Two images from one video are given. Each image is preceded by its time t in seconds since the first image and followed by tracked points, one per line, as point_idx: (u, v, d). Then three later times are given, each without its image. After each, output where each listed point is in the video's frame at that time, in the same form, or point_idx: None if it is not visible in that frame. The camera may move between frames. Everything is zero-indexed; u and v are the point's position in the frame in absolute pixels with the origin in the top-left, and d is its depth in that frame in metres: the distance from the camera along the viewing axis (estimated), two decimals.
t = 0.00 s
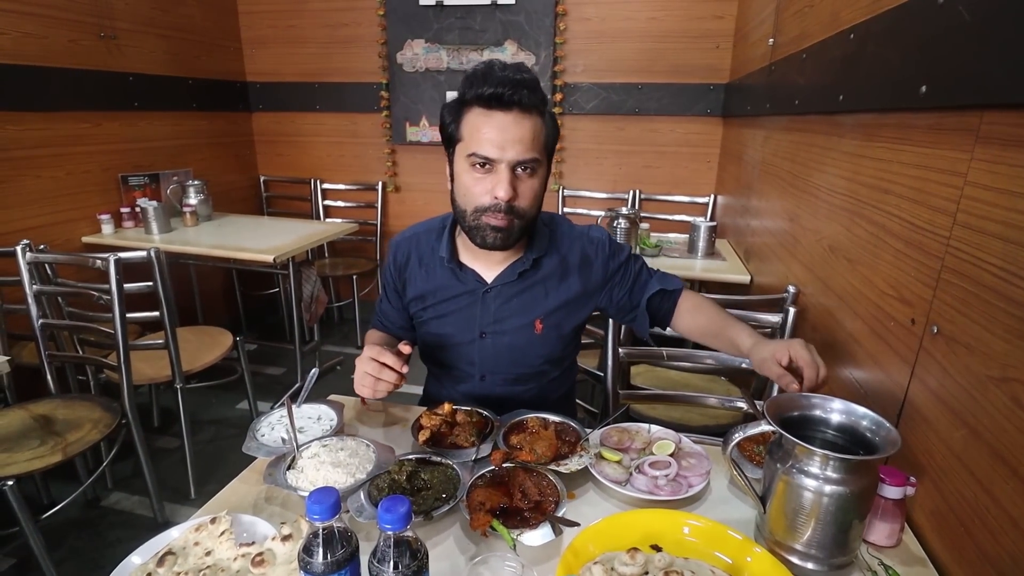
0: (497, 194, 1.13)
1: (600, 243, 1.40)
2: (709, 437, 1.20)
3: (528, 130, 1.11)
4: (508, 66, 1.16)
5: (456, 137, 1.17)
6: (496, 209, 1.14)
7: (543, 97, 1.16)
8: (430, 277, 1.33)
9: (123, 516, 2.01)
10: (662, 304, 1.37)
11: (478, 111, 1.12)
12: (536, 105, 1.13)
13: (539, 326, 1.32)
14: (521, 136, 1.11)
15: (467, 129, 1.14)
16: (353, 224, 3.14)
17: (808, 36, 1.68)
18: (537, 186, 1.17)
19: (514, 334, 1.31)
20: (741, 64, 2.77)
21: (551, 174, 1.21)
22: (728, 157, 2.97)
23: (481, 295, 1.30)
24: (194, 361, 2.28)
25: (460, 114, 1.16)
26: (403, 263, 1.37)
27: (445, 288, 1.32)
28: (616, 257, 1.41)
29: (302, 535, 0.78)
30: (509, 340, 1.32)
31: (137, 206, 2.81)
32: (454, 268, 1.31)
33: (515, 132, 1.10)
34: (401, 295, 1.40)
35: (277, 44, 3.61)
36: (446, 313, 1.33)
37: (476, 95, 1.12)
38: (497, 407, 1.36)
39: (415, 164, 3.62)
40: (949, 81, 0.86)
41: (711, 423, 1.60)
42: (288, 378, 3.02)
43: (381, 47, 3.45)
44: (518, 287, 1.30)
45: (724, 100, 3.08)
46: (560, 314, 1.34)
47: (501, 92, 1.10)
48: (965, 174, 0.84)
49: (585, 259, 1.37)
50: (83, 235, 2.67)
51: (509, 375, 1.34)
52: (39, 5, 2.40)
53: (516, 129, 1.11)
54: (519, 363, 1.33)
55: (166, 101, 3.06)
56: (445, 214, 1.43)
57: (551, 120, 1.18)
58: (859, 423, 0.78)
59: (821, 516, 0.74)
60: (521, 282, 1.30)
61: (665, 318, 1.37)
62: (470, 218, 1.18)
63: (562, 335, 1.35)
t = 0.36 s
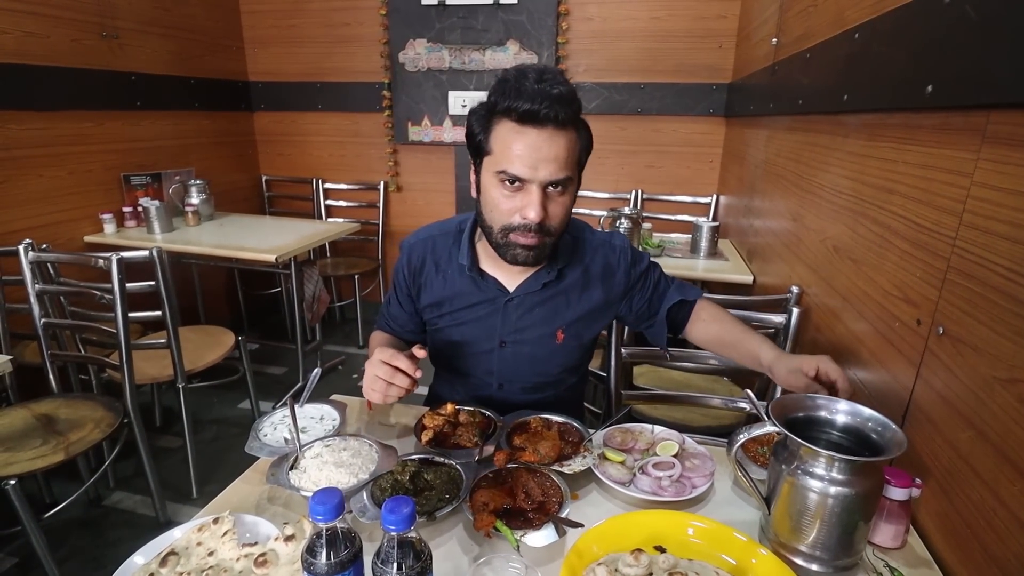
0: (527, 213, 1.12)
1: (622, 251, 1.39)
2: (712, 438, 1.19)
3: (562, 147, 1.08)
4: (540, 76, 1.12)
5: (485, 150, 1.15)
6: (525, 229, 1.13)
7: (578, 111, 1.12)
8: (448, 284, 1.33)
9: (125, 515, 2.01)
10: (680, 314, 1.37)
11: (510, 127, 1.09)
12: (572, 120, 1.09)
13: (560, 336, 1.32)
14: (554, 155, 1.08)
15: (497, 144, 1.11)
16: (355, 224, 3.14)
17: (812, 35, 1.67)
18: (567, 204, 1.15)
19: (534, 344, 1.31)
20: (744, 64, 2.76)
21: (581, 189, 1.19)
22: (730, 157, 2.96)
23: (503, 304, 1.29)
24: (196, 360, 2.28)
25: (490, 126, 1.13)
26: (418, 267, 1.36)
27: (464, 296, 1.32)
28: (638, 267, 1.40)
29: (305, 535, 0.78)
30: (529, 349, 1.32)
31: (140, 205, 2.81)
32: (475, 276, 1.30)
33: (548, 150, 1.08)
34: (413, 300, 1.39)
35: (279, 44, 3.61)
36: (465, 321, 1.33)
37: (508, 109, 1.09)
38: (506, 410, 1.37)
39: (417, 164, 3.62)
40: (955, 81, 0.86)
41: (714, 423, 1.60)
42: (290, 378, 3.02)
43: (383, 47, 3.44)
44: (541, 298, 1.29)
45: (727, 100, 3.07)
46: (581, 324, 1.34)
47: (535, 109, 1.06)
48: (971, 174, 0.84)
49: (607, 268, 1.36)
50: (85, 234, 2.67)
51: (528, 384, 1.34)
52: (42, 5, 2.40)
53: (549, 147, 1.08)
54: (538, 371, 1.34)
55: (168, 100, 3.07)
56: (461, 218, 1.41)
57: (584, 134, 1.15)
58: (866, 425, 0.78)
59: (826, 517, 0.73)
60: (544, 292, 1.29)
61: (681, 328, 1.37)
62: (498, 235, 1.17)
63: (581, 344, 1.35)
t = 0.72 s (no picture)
0: (549, 207, 1.10)
1: (625, 250, 1.38)
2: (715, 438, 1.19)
3: (578, 139, 1.09)
4: (548, 71, 1.13)
5: (499, 147, 1.13)
6: (547, 223, 1.11)
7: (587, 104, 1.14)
8: (452, 282, 1.32)
9: (127, 514, 2.02)
10: (678, 314, 1.35)
11: (526, 122, 1.08)
12: (583, 112, 1.11)
13: (563, 335, 1.31)
14: (572, 147, 1.08)
15: (513, 140, 1.10)
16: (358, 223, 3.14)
17: (817, 33, 1.66)
18: (582, 197, 1.15)
19: (537, 342, 1.31)
20: (747, 63, 2.75)
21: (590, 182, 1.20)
22: (733, 156, 2.95)
23: (507, 302, 1.28)
24: (197, 359, 2.27)
25: (503, 123, 1.12)
26: (420, 265, 1.35)
27: (468, 294, 1.31)
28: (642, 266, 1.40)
29: (306, 536, 0.78)
30: (532, 348, 1.31)
31: (141, 204, 2.81)
32: (479, 274, 1.29)
33: (565, 142, 1.08)
34: (415, 298, 1.37)
35: (281, 42, 3.60)
36: (468, 319, 1.33)
37: (523, 104, 1.09)
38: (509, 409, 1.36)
39: (418, 163, 3.62)
40: (962, 79, 0.85)
41: (717, 423, 1.59)
42: (291, 377, 3.02)
43: (385, 45, 3.44)
44: (545, 296, 1.29)
45: (730, 99, 3.06)
46: (585, 322, 1.33)
47: (552, 101, 1.07)
48: (979, 173, 0.83)
49: (610, 267, 1.36)
50: (86, 232, 2.67)
51: (532, 382, 1.34)
52: (43, 3, 2.40)
53: (567, 139, 1.08)
54: (540, 370, 1.33)
55: (170, 98, 3.06)
56: (464, 215, 1.40)
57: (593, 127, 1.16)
58: (872, 426, 0.77)
59: (831, 519, 0.72)
60: (549, 291, 1.29)
61: (678, 327, 1.35)
62: (516, 233, 1.15)
63: (584, 343, 1.35)
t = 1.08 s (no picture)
0: (562, 213, 1.12)
1: (609, 239, 1.39)
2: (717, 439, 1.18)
3: (580, 145, 1.11)
4: (540, 77, 1.12)
5: (506, 159, 1.10)
6: (561, 227, 1.14)
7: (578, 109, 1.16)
8: (440, 282, 1.32)
9: (128, 513, 2.02)
10: (671, 296, 1.37)
11: (535, 133, 1.07)
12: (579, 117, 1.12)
13: (552, 326, 1.31)
14: (576, 153, 1.10)
15: (522, 153, 1.08)
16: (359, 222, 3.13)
17: (820, 32, 1.66)
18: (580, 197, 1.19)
19: (528, 336, 1.31)
20: (749, 62, 2.74)
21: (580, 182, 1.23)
22: (735, 155, 2.95)
23: (495, 297, 1.28)
24: (199, 358, 2.27)
25: (509, 136, 1.09)
26: (409, 268, 1.35)
27: (456, 292, 1.31)
28: (626, 255, 1.39)
29: (307, 537, 0.77)
30: (523, 342, 1.31)
31: (143, 203, 2.80)
32: (465, 272, 1.29)
33: (571, 150, 1.09)
34: (406, 300, 1.37)
35: (282, 41, 3.60)
36: (458, 318, 1.32)
37: (533, 117, 1.07)
38: (509, 409, 1.36)
39: (420, 162, 3.61)
40: (968, 78, 0.84)
41: (719, 424, 1.59)
42: (293, 376, 3.01)
43: (387, 44, 3.43)
44: (533, 289, 1.29)
45: (732, 98, 3.05)
46: (573, 313, 1.33)
47: (561, 113, 1.07)
48: (985, 173, 0.82)
49: (595, 256, 1.35)
50: (87, 231, 2.67)
51: (525, 376, 1.33)
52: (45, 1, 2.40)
53: (574, 147, 1.10)
54: (532, 364, 1.33)
55: (171, 97, 3.06)
56: (448, 216, 1.40)
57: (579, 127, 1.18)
58: (876, 426, 0.77)
59: (835, 521, 0.72)
60: (536, 284, 1.29)
61: (673, 310, 1.36)
62: (528, 241, 1.16)
63: (575, 334, 1.35)
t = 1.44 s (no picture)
0: (544, 198, 1.12)
1: (595, 226, 1.40)
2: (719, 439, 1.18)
3: (556, 133, 1.13)
4: (515, 68, 1.14)
5: (485, 147, 1.12)
6: (543, 212, 1.14)
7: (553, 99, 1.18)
8: (432, 277, 1.32)
9: (129, 513, 2.02)
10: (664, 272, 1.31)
11: (512, 120, 1.09)
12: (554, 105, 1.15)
13: (544, 313, 1.31)
14: (552, 138, 1.12)
15: (500, 139, 1.10)
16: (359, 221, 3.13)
17: (821, 32, 1.65)
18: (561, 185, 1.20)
19: (520, 324, 1.30)
20: (750, 61, 2.74)
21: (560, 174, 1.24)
22: (736, 155, 2.94)
23: (486, 288, 1.28)
24: (200, 358, 2.27)
25: (486, 124, 1.11)
26: (402, 266, 1.36)
27: (448, 286, 1.31)
28: (612, 241, 1.40)
29: (308, 538, 0.77)
30: (516, 330, 1.30)
31: (143, 202, 2.80)
32: (456, 265, 1.30)
33: (547, 135, 1.11)
34: (400, 299, 1.38)
35: (283, 40, 3.60)
36: (451, 311, 1.32)
37: (508, 104, 1.09)
38: (508, 405, 1.35)
39: (420, 161, 3.61)
40: (970, 79, 0.84)
41: (720, 423, 1.59)
42: (293, 375, 3.01)
43: (388, 43, 3.43)
44: (523, 276, 1.29)
45: (733, 98, 3.05)
46: (564, 298, 1.33)
47: (535, 99, 1.09)
48: (986, 173, 0.82)
49: (583, 242, 1.37)
50: (88, 231, 2.67)
51: (520, 366, 1.33)
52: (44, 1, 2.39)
53: (549, 132, 1.12)
54: (528, 354, 1.32)
55: (172, 97, 3.06)
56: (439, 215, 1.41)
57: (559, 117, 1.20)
58: (878, 427, 0.77)
59: (837, 521, 0.72)
60: (527, 271, 1.29)
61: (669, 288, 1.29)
62: (512, 227, 1.16)
63: (568, 320, 1.34)
